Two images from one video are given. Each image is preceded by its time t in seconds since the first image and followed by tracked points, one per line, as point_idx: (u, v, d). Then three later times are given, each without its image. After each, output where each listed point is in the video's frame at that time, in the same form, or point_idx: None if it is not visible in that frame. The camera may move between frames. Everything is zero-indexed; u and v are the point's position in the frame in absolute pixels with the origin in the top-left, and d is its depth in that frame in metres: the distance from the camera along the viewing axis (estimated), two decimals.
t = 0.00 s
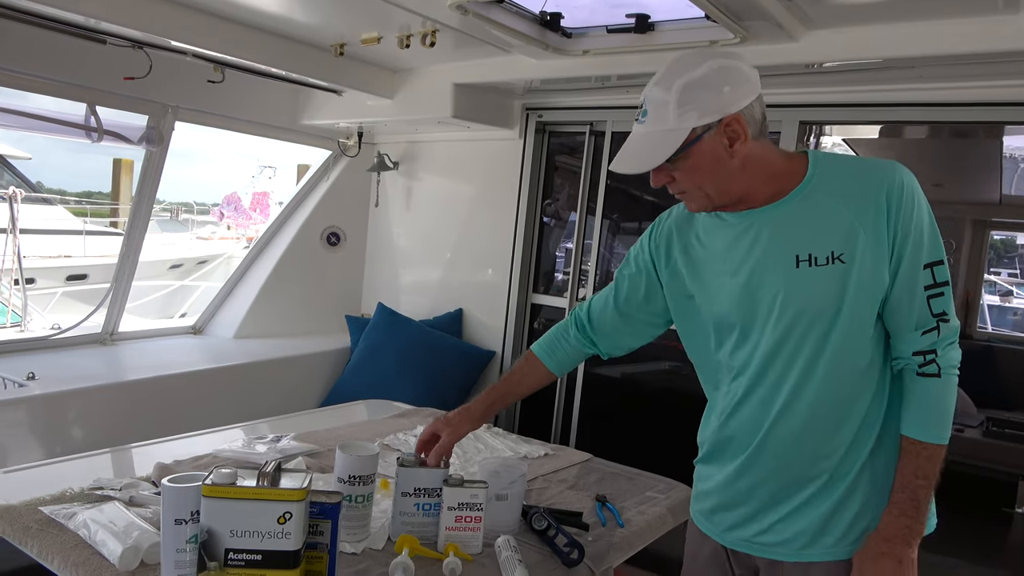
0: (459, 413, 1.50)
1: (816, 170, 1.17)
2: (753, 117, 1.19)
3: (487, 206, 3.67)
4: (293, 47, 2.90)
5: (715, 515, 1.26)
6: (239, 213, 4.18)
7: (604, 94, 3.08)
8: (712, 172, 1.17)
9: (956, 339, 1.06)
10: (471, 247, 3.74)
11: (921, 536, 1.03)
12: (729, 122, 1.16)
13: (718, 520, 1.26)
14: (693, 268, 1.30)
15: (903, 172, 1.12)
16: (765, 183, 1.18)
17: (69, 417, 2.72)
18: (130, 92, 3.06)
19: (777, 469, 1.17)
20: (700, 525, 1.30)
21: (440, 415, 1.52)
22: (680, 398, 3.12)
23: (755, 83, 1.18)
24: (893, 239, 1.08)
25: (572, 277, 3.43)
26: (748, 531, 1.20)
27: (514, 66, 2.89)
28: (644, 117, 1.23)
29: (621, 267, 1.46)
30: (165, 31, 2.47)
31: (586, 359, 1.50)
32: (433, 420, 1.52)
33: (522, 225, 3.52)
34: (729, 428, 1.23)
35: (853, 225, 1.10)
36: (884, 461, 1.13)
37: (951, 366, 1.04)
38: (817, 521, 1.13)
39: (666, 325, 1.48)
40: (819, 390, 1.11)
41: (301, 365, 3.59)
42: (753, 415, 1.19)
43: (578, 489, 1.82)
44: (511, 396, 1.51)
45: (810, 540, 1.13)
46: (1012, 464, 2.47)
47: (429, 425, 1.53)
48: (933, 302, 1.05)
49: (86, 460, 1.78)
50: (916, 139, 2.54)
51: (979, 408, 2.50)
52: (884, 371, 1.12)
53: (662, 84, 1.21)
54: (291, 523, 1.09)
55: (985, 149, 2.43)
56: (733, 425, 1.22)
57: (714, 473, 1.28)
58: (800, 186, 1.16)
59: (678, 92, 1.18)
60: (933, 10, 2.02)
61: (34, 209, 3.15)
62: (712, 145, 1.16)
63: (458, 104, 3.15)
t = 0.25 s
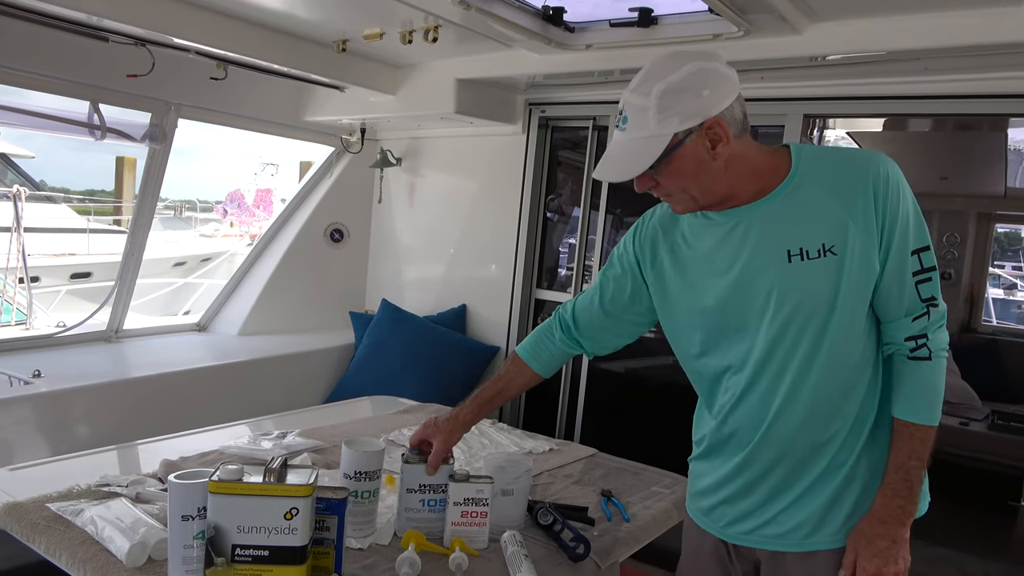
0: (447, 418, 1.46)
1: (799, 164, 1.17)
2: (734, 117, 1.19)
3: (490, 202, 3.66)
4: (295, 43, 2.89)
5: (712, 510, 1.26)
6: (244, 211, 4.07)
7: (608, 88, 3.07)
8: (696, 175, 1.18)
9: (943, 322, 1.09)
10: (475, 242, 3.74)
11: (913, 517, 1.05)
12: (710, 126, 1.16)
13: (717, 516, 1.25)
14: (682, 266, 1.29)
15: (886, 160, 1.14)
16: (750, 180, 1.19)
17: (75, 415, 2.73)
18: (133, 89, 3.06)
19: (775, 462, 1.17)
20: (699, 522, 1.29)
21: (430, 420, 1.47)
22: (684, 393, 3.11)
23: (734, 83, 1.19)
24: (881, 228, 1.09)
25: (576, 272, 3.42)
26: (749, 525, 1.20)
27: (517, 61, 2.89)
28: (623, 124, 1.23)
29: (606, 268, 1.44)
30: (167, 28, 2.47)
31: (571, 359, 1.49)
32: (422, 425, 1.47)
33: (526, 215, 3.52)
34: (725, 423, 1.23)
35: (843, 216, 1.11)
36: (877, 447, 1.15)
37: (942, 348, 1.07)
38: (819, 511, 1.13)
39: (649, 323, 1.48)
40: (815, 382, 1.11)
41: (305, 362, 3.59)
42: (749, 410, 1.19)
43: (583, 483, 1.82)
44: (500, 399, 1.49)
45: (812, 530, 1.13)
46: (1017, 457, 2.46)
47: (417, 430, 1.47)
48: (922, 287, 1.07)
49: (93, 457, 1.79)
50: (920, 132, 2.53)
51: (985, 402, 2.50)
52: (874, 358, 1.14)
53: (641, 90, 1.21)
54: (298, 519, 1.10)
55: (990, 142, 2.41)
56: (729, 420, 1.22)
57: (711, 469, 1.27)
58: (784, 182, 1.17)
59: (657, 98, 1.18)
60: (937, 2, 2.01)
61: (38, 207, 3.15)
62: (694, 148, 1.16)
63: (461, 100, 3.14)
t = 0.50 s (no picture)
0: (455, 411, 1.45)
1: (797, 155, 1.17)
2: (731, 109, 1.19)
3: (496, 196, 3.66)
4: (300, 38, 2.89)
5: (712, 503, 1.25)
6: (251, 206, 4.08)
7: (614, 81, 3.06)
8: (695, 167, 1.18)
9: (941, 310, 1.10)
10: (481, 237, 3.73)
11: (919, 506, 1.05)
12: (708, 117, 1.16)
13: (717, 509, 1.25)
14: (679, 259, 1.29)
15: (882, 150, 1.14)
16: (748, 171, 1.19)
17: (83, 410, 2.74)
18: (139, 85, 3.07)
19: (774, 453, 1.16)
20: (699, 517, 1.29)
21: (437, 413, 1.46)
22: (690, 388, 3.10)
23: (730, 76, 1.19)
24: (879, 217, 1.09)
25: (582, 267, 3.42)
26: (750, 517, 1.19)
27: (522, 55, 2.88)
28: (621, 116, 1.22)
29: (606, 263, 1.44)
30: (172, 24, 2.48)
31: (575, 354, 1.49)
32: (429, 417, 1.46)
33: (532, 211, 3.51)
34: (725, 415, 1.23)
35: (840, 205, 1.11)
36: (877, 437, 1.14)
37: (941, 336, 1.07)
38: (820, 501, 1.13)
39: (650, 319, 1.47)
40: (814, 372, 1.11)
41: (312, 357, 3.60)
42: (748, 401, 1.19)
43: (590, 477, 1.82)
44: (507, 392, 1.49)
45: (813, 521, 1.13)
46: None
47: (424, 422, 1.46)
48: (921, 275, 1.07)
49: (102, 451, 1.80)
50: (928, 125, 2.51)
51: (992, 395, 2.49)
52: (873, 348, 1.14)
53: (638, 82, 1.20)
54: (306, 512, 1.10)
55: (1000, 135, 2.39)
56: (728, 412, 1.22)
57: (711, 462, 1.27)
58: (781, 173, 1.17)
59: (655, 91, 1.18)
60: None
61: (45, 203, 3.17)
62: (692, 140, 1.16)
63: (466, 94, 3.14)
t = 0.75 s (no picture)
0: (461, 405, 1.46)
1: (795, 155, 1.17)
2: (727, 111, 1.19)
3: (500, 196, 3.66)
4: (304, 39, 2.90)
5: (717, 504, 1.26)
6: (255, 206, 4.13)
7: (619, 81, 3.06)
8: (692, 171, 1.18)
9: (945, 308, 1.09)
10: (485, 237, 3.74)
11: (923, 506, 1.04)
12: (702, 122, 1.16)
13: (722, 509, 1.25)
14: (680, 261, 1.29)
15: (881, 148, 1.14)
16: (745, 173, 1.19)
17: (90, 409, 2.76)
18: (144, 85, 3.08)
19: (777, 454, 1.17)
20: (705, 517, 1.29)
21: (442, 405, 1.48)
22: (695, 388, 3.10)
23: (724, 78, 1.18)
24: (878, 215, 1.09)
25: (586, 267, 3.42)
26: (754, 518, 1.20)
27: (527, 55, 2.88)
28: (617, 124, 1.23)
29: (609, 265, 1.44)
30: (177, 24, 2.48)
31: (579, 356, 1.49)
32: (434, 410, 1.48)
33: (535, 218, 3.52)
34: (728, 416, 1.23)
35: (839, 205, 1.11)
36: (881, 436, 1.14)
37: (944, 334, 1.06)
38: (824, 500, 1.13)
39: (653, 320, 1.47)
40: (815, 372, 1.11)
41: (316, 356, 3.61)
42: (750, 401, 1.19)
43: (594, 477, 1.82)
44: (514, 388, 1.49)
45: (818, 520, 1.13)
46: None
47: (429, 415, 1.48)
48: (921, 273, 1.07)
49: (108, 451, 1.81)
50: (933, 124, 2.51)
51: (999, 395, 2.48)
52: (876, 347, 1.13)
53: (631, 89, 1.20)
54: (312, 511, 1.11)
55: (1007, 134, 2.38)
56: (731, 412, 1.22)
57: (715, 462, 1.27)
58: (779, 174, 1.17)
59: (648, 98, 1.18)
60: None
61: (52, 203, 3.18)
62: (688, 145, 1.16)
63: (471, 94, 3.14)
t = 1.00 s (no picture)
0: (462, 404, 1.47)
1: (798, 156, 1.17)
2: (730, 114, 1.19)
3: (505, 197, 3.67)
4: (309, 41, 2.90)
5: (723, 505, 1.26)
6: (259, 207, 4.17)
7: (622, 82, 3.06)
8: (696, 174, 1.17)
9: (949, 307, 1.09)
10: (489, 238, 3.74)
11: (927, 506, 1.04)
12: (705, 124, 1.16)
13: (728, 510, 1.25)
14: (684, 262, 1.29)
15: (883, 148, 1.14)
16: (748, 175, 1.19)
17: (95, 410, 2.76)
18: (149, 87, 3.09)
19: (782, 455, 1.17)
20: (710, 518, 1.29)
21: (443, 405, 1.48)
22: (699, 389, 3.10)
23: (726, 81, 1.18)
24: (881, 215, 1.09)
25: (590, 268, 3.42)
26: (760, 518, 1.19)
27: (531, 56, 2.88)
28: (620, 128, 1.23)
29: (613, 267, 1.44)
30: (181, 26, 2.49)
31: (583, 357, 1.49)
32: (435, 409, 1.48)
33: (540, 208, 3.52)
34: (733, 417, 1.23)
35: (842, 205, 1.11)
36: (887, 436, 1.14)
37: (948, 334, 1.06)
38: (830, 501, 1.12)
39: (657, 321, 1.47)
40: (820, 373, 1.11)
41: (321, 358, 3.62)
42: (755, 402, 1.19)
43: (599, 478, 1.82)
44: (516, 389, 1.49)
45: (824, 521, 1.13)
46: None
47: (431, 413, 1.48)
48: (924, 273, 1.07)
49: (113, 451, 1.82)
50: (938, 124, 2.50)
51: (1005, 397, 2.47)
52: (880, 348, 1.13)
53: (634, 94, 1.20)
54: (317, 512, 1.11)
55: (1012, 134, 2.38)
56: (736, 413, 1.22)
57: (721, 463, 1.27)
58: (781, 175, 1.17)
59: (651, 101, 1.18)
60: None
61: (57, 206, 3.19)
62: (691, 147, 1.16)
63: (475, 96, 3.15)
